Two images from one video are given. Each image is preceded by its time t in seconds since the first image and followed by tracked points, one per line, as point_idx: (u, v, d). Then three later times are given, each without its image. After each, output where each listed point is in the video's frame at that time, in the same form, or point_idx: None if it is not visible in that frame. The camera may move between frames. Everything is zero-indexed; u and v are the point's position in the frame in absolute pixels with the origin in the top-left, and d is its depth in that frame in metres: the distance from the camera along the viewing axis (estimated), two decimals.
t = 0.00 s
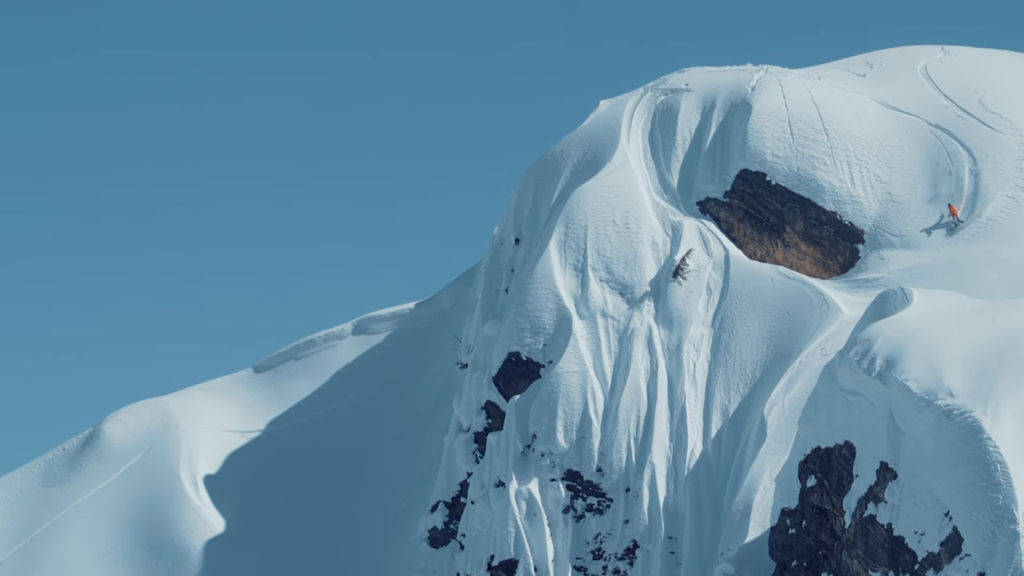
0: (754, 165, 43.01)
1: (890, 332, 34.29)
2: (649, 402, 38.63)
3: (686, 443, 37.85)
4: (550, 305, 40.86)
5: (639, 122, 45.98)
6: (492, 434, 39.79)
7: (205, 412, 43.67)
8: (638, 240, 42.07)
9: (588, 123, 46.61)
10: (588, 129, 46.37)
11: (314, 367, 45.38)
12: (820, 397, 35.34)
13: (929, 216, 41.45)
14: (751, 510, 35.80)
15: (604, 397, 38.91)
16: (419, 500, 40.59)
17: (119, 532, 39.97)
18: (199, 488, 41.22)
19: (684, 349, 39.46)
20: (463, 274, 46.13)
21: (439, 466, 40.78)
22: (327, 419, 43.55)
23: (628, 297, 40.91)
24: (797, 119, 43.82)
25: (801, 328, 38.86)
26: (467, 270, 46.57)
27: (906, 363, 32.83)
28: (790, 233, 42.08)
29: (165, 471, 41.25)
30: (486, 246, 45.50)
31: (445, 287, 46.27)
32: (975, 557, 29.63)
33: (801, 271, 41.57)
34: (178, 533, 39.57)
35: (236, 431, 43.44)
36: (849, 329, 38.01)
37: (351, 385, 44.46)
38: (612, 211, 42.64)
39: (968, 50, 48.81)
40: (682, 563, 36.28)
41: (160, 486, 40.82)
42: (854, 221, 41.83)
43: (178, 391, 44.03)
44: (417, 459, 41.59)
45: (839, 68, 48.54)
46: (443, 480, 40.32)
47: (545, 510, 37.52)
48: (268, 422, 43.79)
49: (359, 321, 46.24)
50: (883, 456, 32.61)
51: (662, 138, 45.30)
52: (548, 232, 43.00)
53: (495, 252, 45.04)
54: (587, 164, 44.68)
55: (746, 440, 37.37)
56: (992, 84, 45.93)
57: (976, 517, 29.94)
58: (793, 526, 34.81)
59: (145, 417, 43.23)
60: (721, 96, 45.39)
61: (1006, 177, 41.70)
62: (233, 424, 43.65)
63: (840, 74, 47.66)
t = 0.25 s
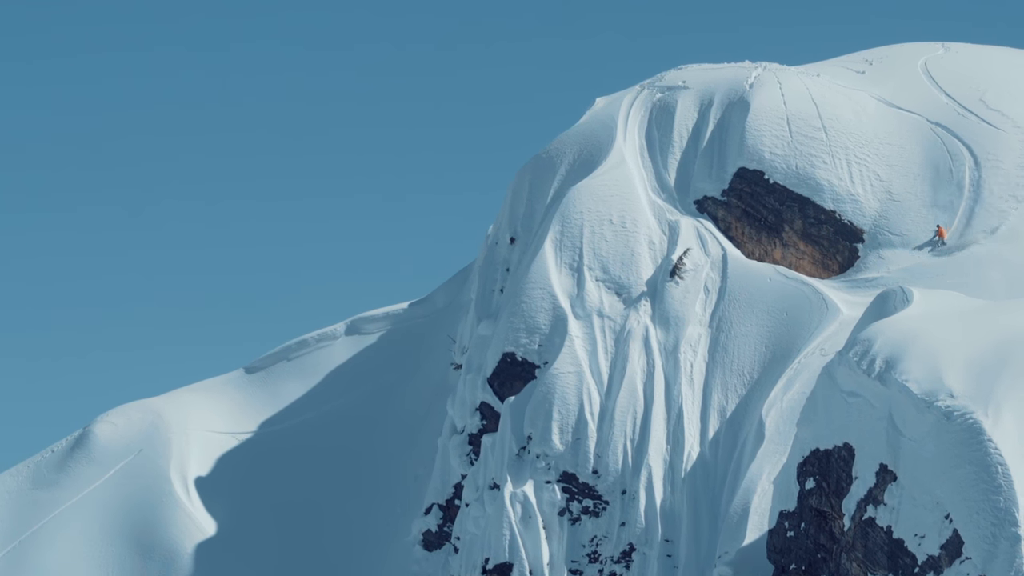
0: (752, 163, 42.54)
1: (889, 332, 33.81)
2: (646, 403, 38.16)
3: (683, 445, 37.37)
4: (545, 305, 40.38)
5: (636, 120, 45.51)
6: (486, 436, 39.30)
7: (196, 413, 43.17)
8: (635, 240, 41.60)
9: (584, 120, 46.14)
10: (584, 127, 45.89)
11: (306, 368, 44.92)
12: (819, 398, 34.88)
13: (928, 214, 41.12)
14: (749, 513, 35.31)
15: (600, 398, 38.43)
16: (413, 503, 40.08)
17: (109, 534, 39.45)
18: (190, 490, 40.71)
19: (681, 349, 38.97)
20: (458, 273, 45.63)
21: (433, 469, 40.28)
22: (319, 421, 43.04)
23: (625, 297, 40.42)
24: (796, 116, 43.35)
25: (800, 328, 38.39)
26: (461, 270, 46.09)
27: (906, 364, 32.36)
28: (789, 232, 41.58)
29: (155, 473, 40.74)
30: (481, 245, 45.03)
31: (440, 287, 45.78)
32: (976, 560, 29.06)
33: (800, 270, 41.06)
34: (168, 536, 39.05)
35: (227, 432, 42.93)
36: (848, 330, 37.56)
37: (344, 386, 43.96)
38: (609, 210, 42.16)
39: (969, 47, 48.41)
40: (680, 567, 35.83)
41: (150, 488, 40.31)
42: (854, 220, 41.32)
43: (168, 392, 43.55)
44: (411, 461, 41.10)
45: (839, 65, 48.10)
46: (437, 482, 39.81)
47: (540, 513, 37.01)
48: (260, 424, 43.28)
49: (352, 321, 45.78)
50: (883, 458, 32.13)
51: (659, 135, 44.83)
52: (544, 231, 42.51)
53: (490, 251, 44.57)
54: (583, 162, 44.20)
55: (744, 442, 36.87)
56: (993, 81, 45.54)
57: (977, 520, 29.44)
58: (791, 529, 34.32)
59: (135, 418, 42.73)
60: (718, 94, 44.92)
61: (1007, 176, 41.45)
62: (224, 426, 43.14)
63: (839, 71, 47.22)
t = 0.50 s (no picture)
0: (753, 159, 41.72)
1: (893, 333, 33.03)
2: (644, 405, 37.37)
3: (682, 448, 36.57)
4: (541, 305, 39.57)
5: (634, 115, 44.68)
6: (481, 438, 38.49)
7: (184, 415, 42.32)
8: (633, 238, 40.77)
9: (581, 116, 45.32)
10: (581, 123, 45.07)
11: (297, 369, 44.04)
12: (821, 400, 34.08)
13: (932, 212, 40.36)
14: (749, 517, 34.54)
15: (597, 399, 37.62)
16: (405, 507, 39.26)
17: (95, 539, 38.61)
18: (178, 494, 39.89)
19: (680, 349, 38.15)
20: (452, 272, 44.80)
21: (427, 472, 39.45)
22: (309, 423, 42.22)
23: (622, 296, 39.61)
24: (797, 111, 42.54)
25: (801, 328, 37.57)
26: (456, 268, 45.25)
27: (909, 365, 31.57)
28: (790, 230, 40.74)
29: (142, 477, 39.90)
30: (476, 243, 44.21)
31: (434, 286, 44.93)
32: (981, 565, 28.19)
33: (801, 269, 40.24)
34: (156, 541, 38.22)
35: (216, 435, 42.09)
36: (850, 330, 36.77)
37: (337, 387, 43.15)
38: (606, 208, 41.33)
39: (974, 41, 47.64)
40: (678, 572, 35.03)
41: (137, 491, 39.47)
42: (857, 217, 40.49)
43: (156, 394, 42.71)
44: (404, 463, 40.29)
45: (841, 60, 47.30)
46: (430, 485, 38.99)
47: (536, 517, 36.17)
48: (249, 426, 42.45)
49: (344, 321, 44.90)
50: (887, 462, 31.32)
51: (657, 131, 44.02)
52: (540, 229, 41.69)
53: (485, 249, 43.76)
54: (579, 158, 43.38)
55: (744, 444, 36.04)
56: (999, 76, 44.77)
57: (983, 524, 28.54)
58: (792, 533, 33.51)
59: (122, 420, 41.88)
60: (718, 89, 44.09)
61: (1014, 173, 40.70)
62: (213, 428, 42.29)
63: (841, 65, 46.43)
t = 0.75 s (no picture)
0: (752, 157, 41.54)
1: (893, 332, 32.82)
2: (643, 404, 37.19)
3: (681, 447, 36.39)
4: (540, 303, 39.37)
5: (633, 113, 44.49)
6: (479, 437, 38.29)
7: (180, 414, 42.10)
8: (631, 236, 40.59)
9: (580, 114, 45.14)
10: (579, 120, 44.89)
11: (294, 368, 43.81)
12: (821, 400, 33.91)
13: (932, 210, 40.15)
14: (749, 517, 34.34)
15: (596, 398, 37.44)
16: (402, 507, 39.07)
17: (91, 539, 38.36)
18: (174, 495, 39.63)
19: (679, 348, 37.98)
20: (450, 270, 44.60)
21: (424, 472, 39.26)
22: (305, 423, 42.02)
23: (621, 295, 39.42)
24: (797, 109, 42.38)
25: (801, 327, 37.39)
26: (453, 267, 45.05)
27: (909, 363, 31.39)
28: (789, 228, 40.55)
29: (139, 476, 39.67)
30: (474, 242, 44.02)
31: (431, 285, 44.71)
32: (982, 565, 28.03)
33: (801, 268, 40.07)
34: (153, 541, 37.99)
35: (212, 435, 41.88)
36: (850, 329, 36.56)
37: (334, 387, 42.95)
38: (605, 206, 41.14)
39: (974, 39, 47.50)
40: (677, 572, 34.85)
41: (133, 491, 39.24)
42: (856, 216, 40.31)
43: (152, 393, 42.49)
44: (402, 463, 40.10)
45: (841, 57, 47.15)
46: (428, 485, 38.79)
47: (534, 516, 35.98)
48: (246, 425, 42.24)
49: (341, 320, 44.67)
50: (887, 461, 31.14)
51: (656, 129, 43.84)
52: (538, 227, 41.49)
53: (483, 248, 43.57)
54: (578, 157, 43.20)
55: (744, 443, 35.87)
56: (999, 73, 44.63)
57: (983, 524, 28.40)
58: (792, 533, 33.34)
59: (118, 420, 41.66)
60: (717, 86, 43.90)
61: (1015, 171, 40.49)
62: (209, 428, 42.08)
63: (841, 63, 46.28)
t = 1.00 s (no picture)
0: (756, 153, 40.93)
1: (899, 330, 32.27)
2: (645, 404, 36.61)
3: (683, 448, 35.81)
4: (540, 302, 38.78)
5: (634, 108, 43.89)
6: (477, 438, 37.71)
7: (175, 415, 41.53)
8: (633, 234, 39.99)
9: (581, 109, 44.55)
10: (580, 116, 44.29)
11: (291, 367, 43.22)
12: (825, 400, 33.28)
13: (938, 207, 39.51)
14: (752, 519, 33.75)
15: (596, 398, 36.86)
16: (400, 509, 38.50)
17: (84, 541, 37.80)
18: (168, 498, 39.01)
19: (681, 348, 37.40)
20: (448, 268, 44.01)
21: (423, 473, 38.70)
22: (302, 423, 41.45)
23: (622, 293, 38.82)
24: (801, 104, 41.78)
25: (805, 326, 36.81)
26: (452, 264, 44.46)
27: (915, 363, 30.84)
28: (793, 225, 40.02)
29: (133, 477, 39.11)
30: (473, 239, 43.44)
31: (429, 282, 44.11)
32: (989, 568, 27.41)
33: (805, 265, 39.57)
34: (147, 543, 37.43)
35: (208, 435, 41.32)
36: (855, 327, 35.94)
37: (331, 386, 42.37)
38: (605, 203, 40.54)
39: (981, 33, 46.90)
40: None
41: (127, 492, 38.68)
42: (861, 213, 39.70)
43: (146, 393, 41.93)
44: (400, 463, 39.53)
45: (846, 51, 46.55)
46: (426, 486, 38.21)
47: (534, 518, 35.40)
48: (242, 426, 41.68)
49: (338, 319, 44.07)
50: (892, 462, 30.54)
51: (657, 125, 43.23)
52: (538, 225, 40.89)
53: (482, 245, 42.98)
54: (578, 153, 42.60)
55: (747, 444, 35.29)
56: (1007, 68, 44.04)
57: (990, 526, 27.80)
58: (796, 536, 32.73)
59: (111, 420, 41.09)
60: (720, 81, 43.31)
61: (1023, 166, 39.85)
62: (205, 428, 41.52)
63: (845, 57, 45.69)
